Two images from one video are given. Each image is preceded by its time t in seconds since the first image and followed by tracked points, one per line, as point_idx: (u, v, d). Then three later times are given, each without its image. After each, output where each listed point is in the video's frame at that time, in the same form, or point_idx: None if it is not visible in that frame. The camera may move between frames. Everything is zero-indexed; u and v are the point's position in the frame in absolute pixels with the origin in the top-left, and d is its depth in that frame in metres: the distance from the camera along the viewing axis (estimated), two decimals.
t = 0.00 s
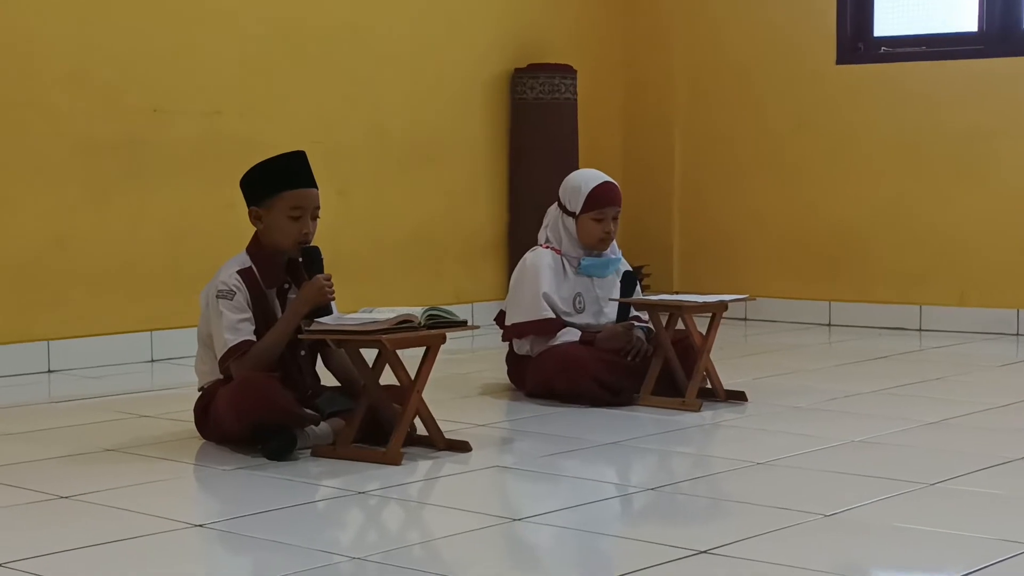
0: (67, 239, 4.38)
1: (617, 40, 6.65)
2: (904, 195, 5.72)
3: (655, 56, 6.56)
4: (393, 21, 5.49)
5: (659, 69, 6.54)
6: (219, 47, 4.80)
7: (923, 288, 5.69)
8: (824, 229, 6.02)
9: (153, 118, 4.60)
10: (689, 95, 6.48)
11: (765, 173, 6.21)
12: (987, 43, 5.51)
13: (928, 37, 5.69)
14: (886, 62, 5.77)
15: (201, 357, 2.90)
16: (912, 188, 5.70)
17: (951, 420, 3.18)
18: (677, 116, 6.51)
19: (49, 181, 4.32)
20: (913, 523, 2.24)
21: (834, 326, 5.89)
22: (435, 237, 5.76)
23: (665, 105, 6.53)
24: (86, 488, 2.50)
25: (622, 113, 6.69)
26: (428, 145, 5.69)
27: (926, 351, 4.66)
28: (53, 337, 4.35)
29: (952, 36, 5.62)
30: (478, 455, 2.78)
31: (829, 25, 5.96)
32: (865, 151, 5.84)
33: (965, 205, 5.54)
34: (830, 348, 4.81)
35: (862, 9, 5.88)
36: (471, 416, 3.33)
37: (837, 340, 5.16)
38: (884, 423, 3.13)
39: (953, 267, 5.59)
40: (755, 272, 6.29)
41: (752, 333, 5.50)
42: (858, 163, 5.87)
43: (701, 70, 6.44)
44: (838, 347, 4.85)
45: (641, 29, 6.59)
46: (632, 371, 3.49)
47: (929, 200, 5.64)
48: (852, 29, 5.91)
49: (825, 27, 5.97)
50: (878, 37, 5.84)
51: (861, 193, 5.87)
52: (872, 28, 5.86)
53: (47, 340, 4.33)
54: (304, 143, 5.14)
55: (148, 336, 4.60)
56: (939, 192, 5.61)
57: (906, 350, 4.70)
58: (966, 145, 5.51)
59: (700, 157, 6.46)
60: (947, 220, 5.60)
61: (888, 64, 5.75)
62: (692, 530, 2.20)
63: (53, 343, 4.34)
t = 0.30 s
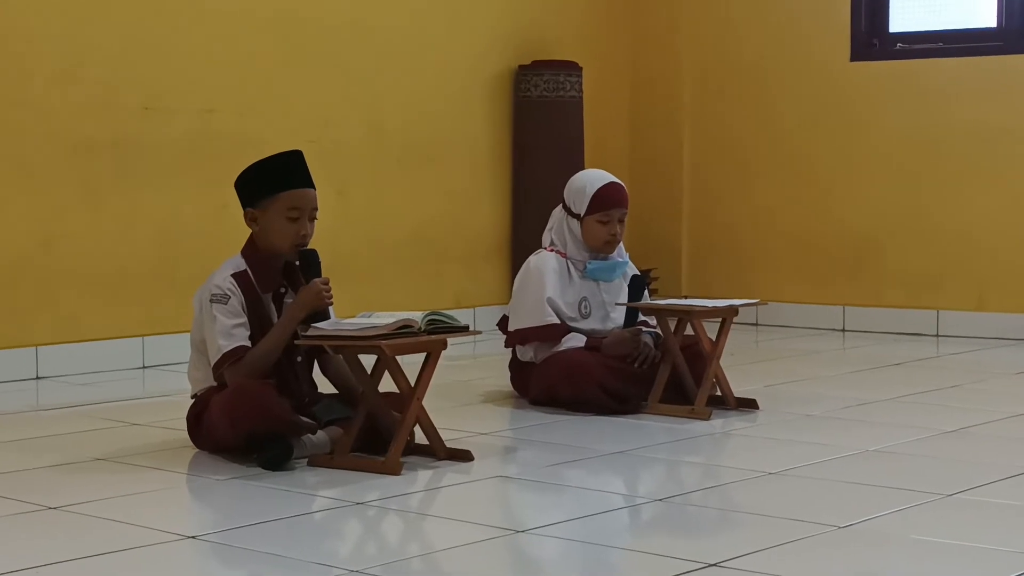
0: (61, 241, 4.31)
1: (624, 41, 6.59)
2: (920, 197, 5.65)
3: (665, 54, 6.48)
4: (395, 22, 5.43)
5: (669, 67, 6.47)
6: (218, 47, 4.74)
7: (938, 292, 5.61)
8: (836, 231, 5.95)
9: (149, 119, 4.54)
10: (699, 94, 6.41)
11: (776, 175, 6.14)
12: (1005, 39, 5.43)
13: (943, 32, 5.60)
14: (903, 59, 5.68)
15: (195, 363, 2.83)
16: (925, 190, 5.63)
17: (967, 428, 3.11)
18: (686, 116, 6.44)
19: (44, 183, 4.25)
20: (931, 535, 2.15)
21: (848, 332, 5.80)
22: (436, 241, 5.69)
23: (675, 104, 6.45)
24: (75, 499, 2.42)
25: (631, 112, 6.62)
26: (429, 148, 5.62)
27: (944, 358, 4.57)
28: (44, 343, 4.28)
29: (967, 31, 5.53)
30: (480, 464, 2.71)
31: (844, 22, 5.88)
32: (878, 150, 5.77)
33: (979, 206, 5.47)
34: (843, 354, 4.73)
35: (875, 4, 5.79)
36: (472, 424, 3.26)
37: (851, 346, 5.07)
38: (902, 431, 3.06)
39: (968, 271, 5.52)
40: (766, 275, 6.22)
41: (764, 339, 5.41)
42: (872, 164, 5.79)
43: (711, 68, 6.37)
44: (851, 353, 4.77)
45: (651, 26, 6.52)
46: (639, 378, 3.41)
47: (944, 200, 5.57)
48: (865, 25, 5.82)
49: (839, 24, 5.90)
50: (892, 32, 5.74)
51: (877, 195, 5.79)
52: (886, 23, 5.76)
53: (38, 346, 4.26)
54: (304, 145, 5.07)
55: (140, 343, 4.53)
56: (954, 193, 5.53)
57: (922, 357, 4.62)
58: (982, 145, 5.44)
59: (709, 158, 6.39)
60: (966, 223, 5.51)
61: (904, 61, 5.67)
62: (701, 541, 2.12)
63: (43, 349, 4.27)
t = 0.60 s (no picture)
0: (61, 242, 4.31)
1: (626, 41, 6.59)
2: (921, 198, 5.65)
3: (666, 56, 6.48)
4: (395, 22, 5.43)
5: (670, 68, 6.47)
6: (218, 48, 4.74)
7: (940, 292, 5.61)
8: (838, 233, 5.94)
9: (150, 119, 4.54)
10: (700, 95, 6.41)
11: (779, 176, 6.14)
12: (1007, 42, 5.43)
13: (945, 35, 5.60)
14: (905, 60, 5.68)
15: (196, 366, 2.83)
16: (927, 191, 5.63)
17: (970, 431, 3.11)
18: (688, 117, 6.43)
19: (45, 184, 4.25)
20: (933, 538, 2.15)
21: (849, 333, 5.80)
22: (437, 242, 5.69)
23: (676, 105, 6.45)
24: (77, 501, 2.42)
25: (631, 113, 6.62)
26: (429, 149, 5.62)
27: (945, 360, 4.58)
28: (44, 344, 4.28)
29: (969, 34, 5.54)
30: (483, 467, 2.71)
31: (847, 23, 5.88)
32: (879, 151, 5.77)
33: (981, 207, 5.47)
34: (845, 356, 4.73)
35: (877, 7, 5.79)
36: (474, 426, 3.25)
37: (853, 347, 5.07)
38: (904, 434, 3.06)
39: (969, 272, 5.52)
40: (768, 276, 6.21)
41: (766, 340, 5.41)
42: (875, 165, 5.79)
43: (711, 69, 6.37)
44: (854, 355, 4.78)
45: (653, 27, 6.52)
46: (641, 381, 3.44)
47: (945, 201, 5.57)
48: (867, 27, 5.83)
49: (840, 26, 5.91)
50: (894, 35, 5.75)
51: (881, 196, 5.78)
52: (888, 26, 5.77)
53: (40, 348, 4.26)
54: (304, 146, 5.07)
55: (141, 344, 4.53)
56: (956, 194, 5.53)
57: (924, 358, 4.63)
58: (984, 146, 5.44)
59: (711, 159, 6.39)
60: (967, 223, 5.52)
61: (905, 64, 5.67)
62: (705, 544, 2.12)
63: (44, 350, 4.26)
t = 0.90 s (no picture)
0: (61, 242, 4.31)
1: (627, 41, 6.60)
2: (921, 199, 5.65)
3: (666, 56, 6.48)
4: (395, 22, 5.43)
5: (670, 68, 6.47)
6: (218, 47, 4.73)
7: (940, 292, 5.61)
8: (838, 233, 5.95)
9: (149, 119, 4.53)
10: (700, 95, 6.41)
11: (779, 176, 6.14)
12: (1007, 42, 5.43)
13: (945, 35, 5.60)
14: (905, 60, 5.68)
15: (196, 366, 2.83)
16: (927, 191, 5.63)
17: (971, 432, 3.11)
18: (688, 117, 6.43)
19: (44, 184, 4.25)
20: (933, 540, 2.15)
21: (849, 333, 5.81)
22: (437, 242, 5.69)
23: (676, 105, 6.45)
24: (77, 502, 2.42)
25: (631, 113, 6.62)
26: (429, 149, 5.62)
27: (945, 361, 4.58)
28: (44, 344, 4.28)
29: (969, 35, 5.54)
30: (483, 468, 2.71)
31: (847, 22, 5.88)
32: (879, 151, 5.77)
33: (982, 207, 5.47)
34: (846, 356, 4.74)
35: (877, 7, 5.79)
36: (474, 427, 3.25)
37: (853, 348, 5.07)
38: (904, 435, 3.06)
39: (969, 272, 5.52)
40: (768, 276, 6.21)
41: (767, 341, 5.41)
42: (875, 165, 5.79)
43: (712, 69, 6.36)
44: (854, 355, 4.78)
45: (653, 27, 6.52)
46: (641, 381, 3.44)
47: (946, 200, 5.57)
48: (867, 27, 5.83)
49: (840, 26, 5.90)
50: (894, 35, 5.75)
51: (882, 196, 5.78)
52: (888, 27, 5.77)
53: (40, 348, 4.26)
54: (304, 146, 5.07)
55: (141, 344, 4.53)
56: (956, 193, 5.53)
57: (924, 359, 4.63)
58: (985, 145, 5.44)
59: (711, 159, 6.38)
60: (967, 224, 5.51)
61: (905, 64, 5.67)
62: (705, 546, 2.12)
63: (44, 350, 4.26)
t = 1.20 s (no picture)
0: (61, 242, 4.31)
1: (627, 42, 6.60)
2: (921, 199, 5.65)
3: (666, 56, 6.48)
4: (395, 23, 5.43)
5: (670, 68, 6.47)
6: (218, 47, 4.73)
7: (941, 293, 5.61)
8: (838, 234, 5.95)
9: (149, 120, 4.53)
10: (700, 97, 6.41)
11: (779, 176, 6.14)
12: (1007, 43, 5.43)
13: (945, 36, 5.60)
14: (905, 61, 5.68)
15: (196, 366, 2.83)
16: (927, 192, 5.63)
17: (971, 432, 3.11)
18: (688, 117, 6.43)
19: (44, 184, 4.25)
20: (933, 540, 2.15)
21: (849, 334, 5.81)
22: (437, 243, 5.69)
23: (676, 106, 6.45)
24: (77, 502, 2.42)
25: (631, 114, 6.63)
26: (429, 149, 5.62)
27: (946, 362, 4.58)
28: (44, 344, 4.28)
29: (969, 35, 5.54)
30: (483, 468, 2.71)
31: (847, 23, 5.88)
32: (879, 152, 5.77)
33: (983, 207, 5.46)
34: (846, 357, 4.74)
35: (878, 8, 5.79)
36: (473, 428, 3.25)
37: (854, 349, 5.08)
38: (905, 435, 3.06)
39: (969, 273, 5.52)
40: (768, 277, 6.22)
41: (767, 342, 5.41)
42: (875, 166, 5.79)
43: (711, 69, 6.37)
44: (854, 356, 4.78)
45: (653, 28, 6.52)
46: (639, 381, 3.44)
47: (947, 200, 5.57)
48: (868, 29, 5.83)
49: (841, 26, 5.90)
50: (895, 36, 5.75)
51: (882, 197, 5.78)
52: (888, 28, 5.77)
53: (40, 348, 4.26)
54: (304, 146, 5.06)
55: (141, 344, 4.53)
56: (956, 194, 5.53)
57: (925, 360, 4.63)
58: (985, 146, 5.44)
59: (711, 161, 6.39)
60: (967, 225, 5.52)
61: (905, 65, 5.67)
62: (705, 546, 2.12)
63: (44, 350, 4.26)
